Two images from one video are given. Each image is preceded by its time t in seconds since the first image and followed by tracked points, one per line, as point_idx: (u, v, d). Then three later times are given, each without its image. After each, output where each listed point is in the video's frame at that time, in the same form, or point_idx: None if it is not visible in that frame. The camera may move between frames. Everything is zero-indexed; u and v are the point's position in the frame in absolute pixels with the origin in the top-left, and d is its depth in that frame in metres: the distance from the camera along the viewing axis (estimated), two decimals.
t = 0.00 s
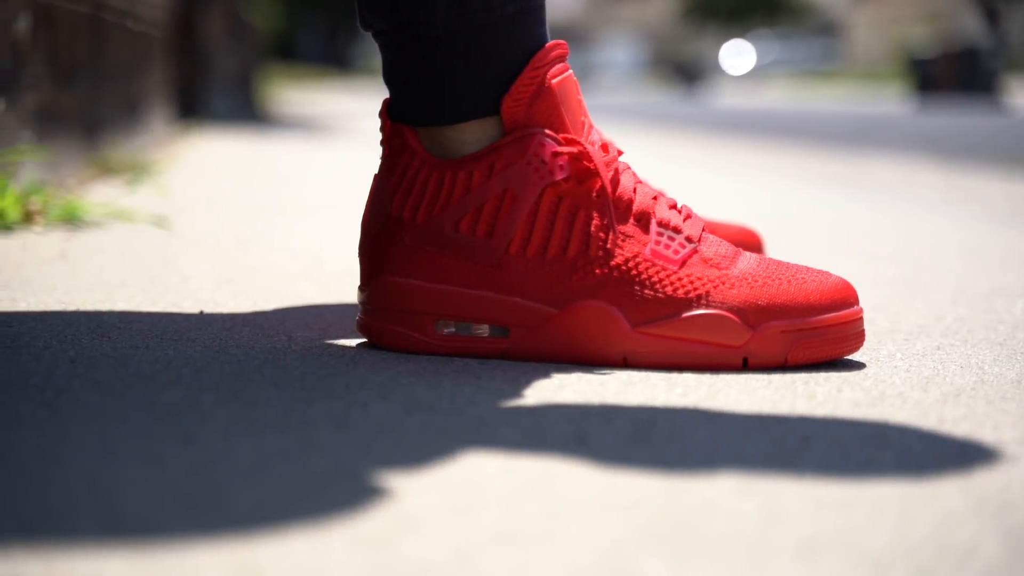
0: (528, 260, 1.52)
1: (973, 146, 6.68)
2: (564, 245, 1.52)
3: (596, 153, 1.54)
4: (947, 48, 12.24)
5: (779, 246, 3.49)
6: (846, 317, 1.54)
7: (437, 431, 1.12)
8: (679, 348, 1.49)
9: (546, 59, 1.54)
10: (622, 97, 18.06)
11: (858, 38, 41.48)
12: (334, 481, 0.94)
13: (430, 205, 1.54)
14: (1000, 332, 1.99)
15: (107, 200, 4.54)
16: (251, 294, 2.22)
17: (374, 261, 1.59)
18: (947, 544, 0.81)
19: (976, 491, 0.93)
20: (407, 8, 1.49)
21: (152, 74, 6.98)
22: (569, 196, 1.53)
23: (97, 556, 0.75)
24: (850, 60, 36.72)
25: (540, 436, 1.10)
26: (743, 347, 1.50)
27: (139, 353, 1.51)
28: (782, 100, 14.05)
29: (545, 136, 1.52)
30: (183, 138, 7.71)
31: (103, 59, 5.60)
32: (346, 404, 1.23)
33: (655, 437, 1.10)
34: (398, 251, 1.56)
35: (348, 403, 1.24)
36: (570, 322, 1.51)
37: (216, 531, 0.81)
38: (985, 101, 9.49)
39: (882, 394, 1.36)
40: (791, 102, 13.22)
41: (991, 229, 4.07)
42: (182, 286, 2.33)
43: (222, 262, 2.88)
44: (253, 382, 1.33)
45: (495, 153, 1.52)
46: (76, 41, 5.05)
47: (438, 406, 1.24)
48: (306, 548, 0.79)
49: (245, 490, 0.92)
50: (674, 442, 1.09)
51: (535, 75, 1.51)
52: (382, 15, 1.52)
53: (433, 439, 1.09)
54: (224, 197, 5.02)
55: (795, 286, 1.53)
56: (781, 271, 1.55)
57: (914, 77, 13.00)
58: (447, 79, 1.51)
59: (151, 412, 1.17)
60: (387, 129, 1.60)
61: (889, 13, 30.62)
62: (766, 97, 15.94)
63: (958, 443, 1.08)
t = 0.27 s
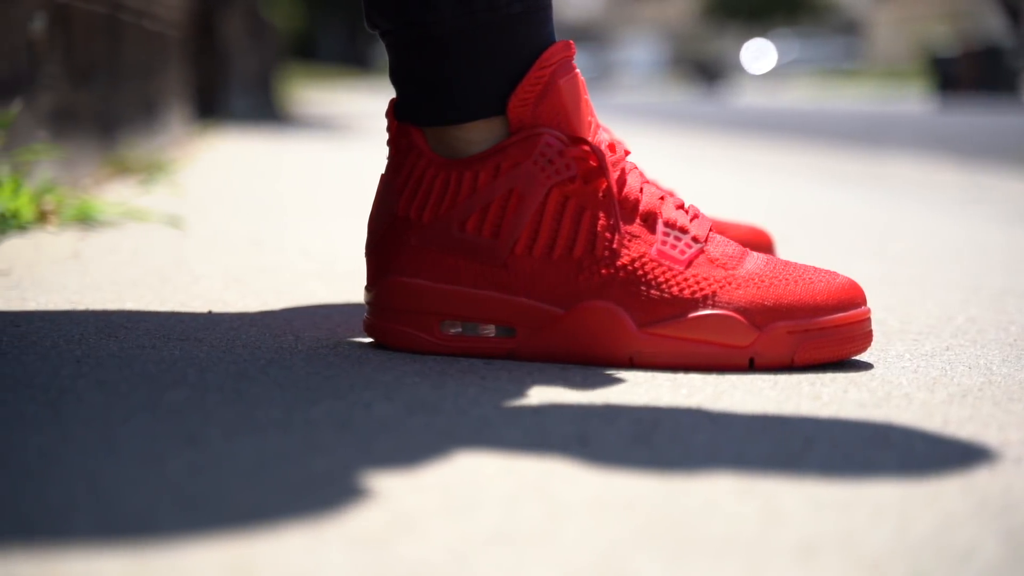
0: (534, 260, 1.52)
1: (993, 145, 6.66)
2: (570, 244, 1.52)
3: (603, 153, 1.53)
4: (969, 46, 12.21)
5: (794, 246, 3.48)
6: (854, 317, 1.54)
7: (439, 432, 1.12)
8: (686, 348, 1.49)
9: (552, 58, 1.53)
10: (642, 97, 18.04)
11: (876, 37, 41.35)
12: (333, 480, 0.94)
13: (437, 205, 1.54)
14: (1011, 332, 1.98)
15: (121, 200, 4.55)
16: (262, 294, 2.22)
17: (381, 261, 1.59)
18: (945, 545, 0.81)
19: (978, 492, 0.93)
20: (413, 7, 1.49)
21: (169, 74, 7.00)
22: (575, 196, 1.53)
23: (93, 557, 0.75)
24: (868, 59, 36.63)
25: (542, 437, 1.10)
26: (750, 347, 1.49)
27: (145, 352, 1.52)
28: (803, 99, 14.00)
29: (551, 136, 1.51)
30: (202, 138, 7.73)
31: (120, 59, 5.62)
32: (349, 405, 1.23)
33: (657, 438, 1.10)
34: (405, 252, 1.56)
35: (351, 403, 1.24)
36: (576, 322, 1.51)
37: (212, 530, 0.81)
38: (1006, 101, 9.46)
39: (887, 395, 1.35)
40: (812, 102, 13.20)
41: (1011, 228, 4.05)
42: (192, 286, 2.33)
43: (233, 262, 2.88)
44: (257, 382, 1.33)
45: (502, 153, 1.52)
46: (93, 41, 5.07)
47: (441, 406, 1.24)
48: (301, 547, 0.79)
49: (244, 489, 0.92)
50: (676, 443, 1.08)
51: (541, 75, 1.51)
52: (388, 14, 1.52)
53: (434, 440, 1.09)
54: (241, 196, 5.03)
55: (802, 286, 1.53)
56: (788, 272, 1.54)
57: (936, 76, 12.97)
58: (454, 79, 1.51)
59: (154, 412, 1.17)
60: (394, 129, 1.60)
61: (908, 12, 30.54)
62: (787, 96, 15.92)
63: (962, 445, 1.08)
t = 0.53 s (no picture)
0: (538, 260, 1.52)
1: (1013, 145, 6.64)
2: (574, 244, 1.52)
3: (607, 152, 1.53)
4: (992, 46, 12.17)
5: (810, 247, 3.46)
6: (860, 318, 1.53)
7: (439, 431, 1.11)
8: (690, 348, 1.49)
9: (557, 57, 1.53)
10: (661, 97, 18.01)
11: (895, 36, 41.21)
12: (329, 479, 0.94)
13: (441, 204, 1.54)
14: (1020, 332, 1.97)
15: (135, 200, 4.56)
16: (271, 293, 2.22)
17: (385, 261, 1.59)
18: (939, 546, 0.81)
19: (976, 493, 0.92)
20: (417, 7, 1.49)
21: (186, 74, 7.01)
22: (579, 196, 1.52)
23: (85, 556, 0.75)
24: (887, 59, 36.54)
25: (541, 437, 1.10)
26: (754, 347, 1.49)
27: (149, 351, 1.52)
28: (824, 99, 13.95)
29: (555, 135, 1.51)
30: (219, 137, 7.76)
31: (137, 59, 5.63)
32: (350, 404, 1.23)
33: (657, 438, 1.09)
34: (409, 251, 1.56)
35: (352, 403, 1.24)
36: (580, 322, 1.50)
37: (205, 528, 0.81)
38: None
39: (892, 395, 1.34)
40: (832, 102, 13.18)
41: None
42: (200, 285, 2.34)
43: (243, 262, 2.89)
44: (259, 382, 1.33)
45: (506, 153, 1.52)
46: (109, 41, 5.08)
47: (443, 405, 1.24)
48: (293, 545, 0.79)
49: (240, 488, 0.92)
50: (676, 444, 1.08)
51: (545, 75, 1.51)
52: (393, 13, 1.52)
53: (433, 438, 1.09)
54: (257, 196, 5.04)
55: (807, 286, 1.52)
56: (794, 271, 1.54)
57: (957, 76, 12.94)
58: (459, 78, 1.51)
59: (155, 410, 1.17)
60: (399, 128, 1.60)
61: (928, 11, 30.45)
62: (807, 96, 15.90)
63: (964, 446, 1.07)
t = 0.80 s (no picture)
0: (545, 259, 1.52)
1: None
2: (581, 243, 1.51)
3: (615, 151, 1.53)
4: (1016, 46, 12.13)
5: (828, 247, 3.45)
6: (868, 317, 1.52)
7: (441, 431, 1.11)
8: (697, 348, 1.48)
9: (565, 56, 1.53)
10: (683, 96, 17.98)
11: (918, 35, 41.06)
12: (328, 478, 0.94)
13: (448, 203, 1.54)
14: None
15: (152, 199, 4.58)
16: (283, 292, 2.23)
17: (393, 259, 1.59)
18: (936, 546, 0.80)
19: (977, 495, 0.92)
20: (424, 6, 1.49)
21: (207, 73, 7.03)
22: (587, 195, 1.52)
23: (78, 554, 0.76)
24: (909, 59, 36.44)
25: (543, 437, 1.10)
26: (761, 347, 1.48)
27: (156, 349, 1.52)
28: (849, 99, 13.90)
29: (563, 134, 1.51)
30: (239, 137, 7.78)
31: (156, 59, 5.65)
32: (355, 402, 1.23)
33: (659, 438, 1.09)
34: (416, 250, 1.56)
35: (356, 401, 1.24)
36: (587, 321, 1.50)
37: (200, 526, 0.81)
38: None
39: (899, 395, 1.34)
40: (855, 102, 13.15)
41: None
42: (213, 284, 2.34)
43: (258, 260, 2.89)
44: (265, 381, 1.33)
45: (513, 152, 1.51)
46: (129, 41, 5.10)
47: (447, 404, 1.24)
48: (287, 544, 0.79)
49: (239, 486, 0.92)
50: (678, 444, 1.08)
51: (553, 73, 1.51)
52: (400, 12, 1.52)
53: (435, 438, 1.08)
54: (275, 195, 5.06)
55: (816, 285, 1.52)
56: (802, 271, 1.53)
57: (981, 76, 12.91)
58: (466, 77, 1.51)
59: (159, 409, 1.17)
60: (407, 127, 1.60)
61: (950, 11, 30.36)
62: (829, 96, 15.89)
63: (967, 447, 1.06)
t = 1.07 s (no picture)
0: (552, 257, 1.51)
1: None
2: (588, 241, 1.51)
3: (621, 150, 1.52)
4: None
5: (847, 247, 3.44)
6: (876, 317, 1.51)
7: (443, 429, 1.11)
8: (703, 346, 1.48)
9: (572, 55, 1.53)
10: (707, 96, 17.94)
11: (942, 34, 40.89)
12: (327, 474, 0.94)
13: (455, 201, 1.54)
14: None
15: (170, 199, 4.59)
16: (295, 290, 2.23)
17: (400, 258, 1.59)
18: (927, 546, 0.80)
19: (975, 495, 0.91)
20: (430, 3, 1.49)
21: (230, 72, 7.06)
22: (593, 193, 1.52)
23: (72, 552, 0.76)
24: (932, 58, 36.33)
25: (545, 435, 1.10)
26: (768, 346, 1.48)
27: (164, 347, 1.52)
28: (876, 99, 13.83)
29: (570, 132, 1.51)
30: (260, 137, 7.80)
31: (176, 59, 5.67)
32: (358, 401, 1.23)
33: (661, 437, 1.09)
34: (423, 248, 1.56)
35: (360, 399, 1.24)
36: (593, 319, 1.50)
37: (194, 523, 0.81)
38: None
39: (905, 395, 1.33)
40: (880, 102, 13.12)
41: None
42: (225, 282, 2.35)
43: (272, 259, 2.90)
44: (270, 378, 1.33)
45: (520, 150, 1.51)
46: (150, 40, 5.12)
47: (450, 402, 1.24)
48: (281, 540, 0.79)
49: (236, 483, 0.92)
50: (679, 443, 1.07)
51: (560, 71, 1.50)
52: (406, 10, 1.52)
53: (435, 436, 1.08)
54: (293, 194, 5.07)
55: (823, 284, 1.51)
56: (809, 270, 1.52)
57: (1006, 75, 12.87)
58: (474, 75, 1.51)
59: (162, 406, 1.18)
60: (414, 125, 1.60)
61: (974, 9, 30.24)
62: (853, 95, 15.85)
63: (970, 448, 1.06)
